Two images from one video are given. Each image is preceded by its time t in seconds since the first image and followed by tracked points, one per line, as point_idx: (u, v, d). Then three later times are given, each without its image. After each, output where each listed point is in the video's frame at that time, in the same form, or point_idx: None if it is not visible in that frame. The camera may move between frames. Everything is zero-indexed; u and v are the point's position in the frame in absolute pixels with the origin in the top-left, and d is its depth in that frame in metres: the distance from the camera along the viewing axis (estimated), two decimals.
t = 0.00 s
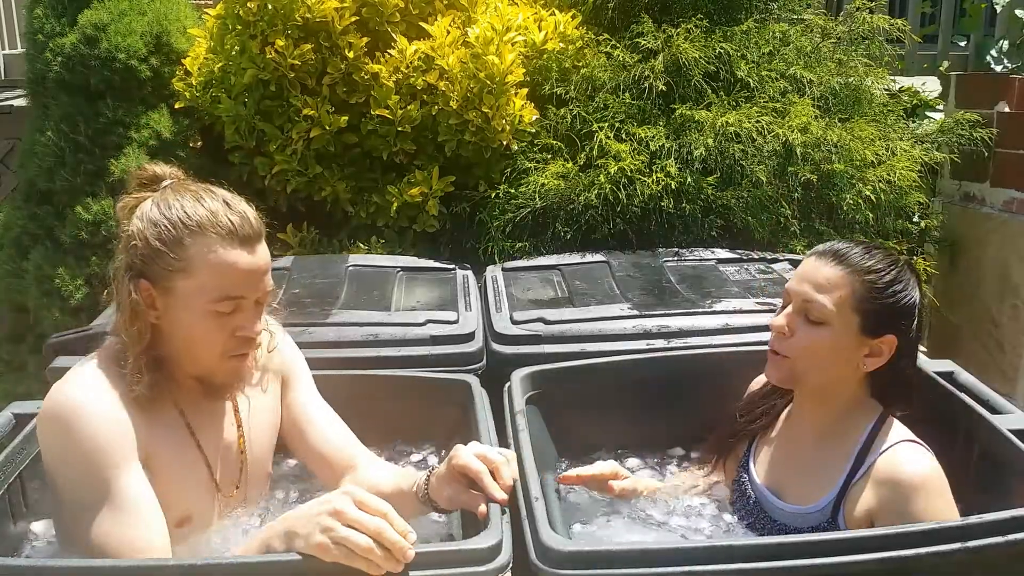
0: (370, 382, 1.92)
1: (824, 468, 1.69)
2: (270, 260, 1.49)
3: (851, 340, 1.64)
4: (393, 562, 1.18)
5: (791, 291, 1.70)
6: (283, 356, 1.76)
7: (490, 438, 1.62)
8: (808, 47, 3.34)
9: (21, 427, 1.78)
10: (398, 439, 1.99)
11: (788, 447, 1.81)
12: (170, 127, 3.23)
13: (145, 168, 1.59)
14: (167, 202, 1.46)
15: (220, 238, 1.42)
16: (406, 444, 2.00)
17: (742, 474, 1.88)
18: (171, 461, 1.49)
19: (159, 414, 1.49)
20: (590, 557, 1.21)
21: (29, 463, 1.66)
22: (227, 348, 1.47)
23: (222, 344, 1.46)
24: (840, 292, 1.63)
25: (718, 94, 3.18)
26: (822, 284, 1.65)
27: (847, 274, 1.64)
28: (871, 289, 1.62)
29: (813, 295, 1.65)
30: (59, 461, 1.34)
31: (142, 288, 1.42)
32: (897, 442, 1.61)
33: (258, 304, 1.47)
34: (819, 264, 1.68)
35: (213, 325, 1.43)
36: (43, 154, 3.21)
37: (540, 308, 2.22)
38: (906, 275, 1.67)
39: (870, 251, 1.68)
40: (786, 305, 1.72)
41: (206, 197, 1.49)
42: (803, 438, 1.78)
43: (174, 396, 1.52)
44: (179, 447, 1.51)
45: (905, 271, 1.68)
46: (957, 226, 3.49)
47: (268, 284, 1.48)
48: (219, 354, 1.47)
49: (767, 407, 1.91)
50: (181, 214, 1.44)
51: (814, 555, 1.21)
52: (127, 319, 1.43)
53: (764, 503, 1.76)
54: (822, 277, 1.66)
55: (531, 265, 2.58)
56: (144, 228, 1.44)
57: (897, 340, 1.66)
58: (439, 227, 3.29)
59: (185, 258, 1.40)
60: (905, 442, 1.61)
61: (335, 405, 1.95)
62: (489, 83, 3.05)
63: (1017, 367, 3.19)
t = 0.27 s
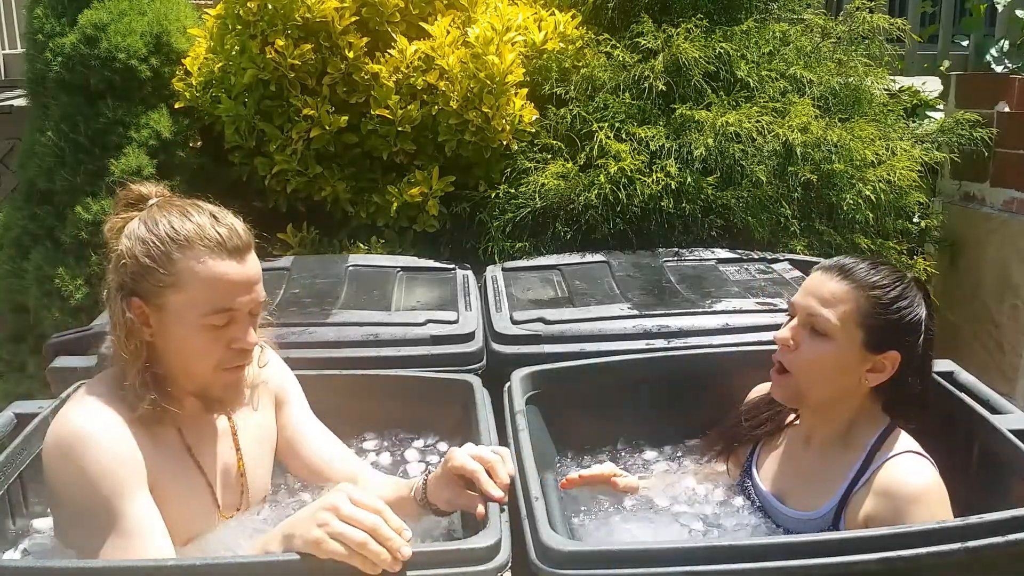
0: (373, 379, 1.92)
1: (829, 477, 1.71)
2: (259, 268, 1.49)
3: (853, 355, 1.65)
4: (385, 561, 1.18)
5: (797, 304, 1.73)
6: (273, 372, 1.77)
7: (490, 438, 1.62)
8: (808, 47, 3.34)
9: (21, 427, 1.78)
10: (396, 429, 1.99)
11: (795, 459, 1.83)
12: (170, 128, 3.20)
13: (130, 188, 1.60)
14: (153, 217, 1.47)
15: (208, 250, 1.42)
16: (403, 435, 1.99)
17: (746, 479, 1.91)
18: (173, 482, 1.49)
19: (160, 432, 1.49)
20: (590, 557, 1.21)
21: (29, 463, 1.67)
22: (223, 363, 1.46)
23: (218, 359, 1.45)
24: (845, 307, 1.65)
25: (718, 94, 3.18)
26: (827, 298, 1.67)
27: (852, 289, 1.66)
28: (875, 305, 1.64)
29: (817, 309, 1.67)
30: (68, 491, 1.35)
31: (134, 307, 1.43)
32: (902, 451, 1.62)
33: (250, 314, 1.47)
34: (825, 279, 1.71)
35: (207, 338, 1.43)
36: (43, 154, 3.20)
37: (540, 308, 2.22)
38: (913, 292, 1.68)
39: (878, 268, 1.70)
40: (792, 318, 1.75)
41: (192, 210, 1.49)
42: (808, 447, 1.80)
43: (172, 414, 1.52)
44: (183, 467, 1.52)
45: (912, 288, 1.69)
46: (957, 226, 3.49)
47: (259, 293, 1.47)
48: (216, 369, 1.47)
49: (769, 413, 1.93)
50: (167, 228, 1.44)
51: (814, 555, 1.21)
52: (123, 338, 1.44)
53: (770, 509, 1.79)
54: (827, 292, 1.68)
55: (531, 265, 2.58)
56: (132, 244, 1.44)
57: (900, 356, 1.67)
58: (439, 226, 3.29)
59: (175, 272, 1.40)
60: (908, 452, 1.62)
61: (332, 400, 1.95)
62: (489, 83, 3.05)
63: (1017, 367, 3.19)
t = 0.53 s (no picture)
0: (373, 380, 1.92)
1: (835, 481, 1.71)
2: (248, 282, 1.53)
3: (856, 368, 1.66)
4: (381, 554, 1.19)
5: (799, 318, 1.74)
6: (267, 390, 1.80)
7: (490, 438, 1.63)
8: (807, 48, 3.35)
9: (21, 427, 1.78)
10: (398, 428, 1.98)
11: (803, 465, 1.84)
12: (170, 128, 3.19)
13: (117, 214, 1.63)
14: (140, 238, 1.50)
15: (196, 266, 1.46)
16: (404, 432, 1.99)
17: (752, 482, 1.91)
18: (170, 501, 1.52)
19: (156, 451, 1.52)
20: (591, 557, 1.21)
21: (29, 463, 1.66)
22: (216, 377, 1.49)
23: (211, 373, 1.48)
24: (845, 321, 1.66)
25: (718, 95, 3.19)
26: (828, 312, 1.68)
27: (852, 303, 1.67)
28: (878, 318, 1.65)
29: (818, 324, 1.69)
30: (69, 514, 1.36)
31: (127, 329, 1.46)
32: (905, 452, 1.63)
33: (242, 328, 1.51)
34: (826, 293, 1.72)
35: (201, 354, 1.46)
36: (43, 154, 3.19)
37: (540, 308, 2.22)
38: (914, 304, 1.69)
39: (881, 281, 1.70)
40: (795, 332, 1.76)
41: (179, 230, 1.53)
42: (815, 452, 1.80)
43: (168, 434, 1.55)
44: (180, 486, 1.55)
45: (914, 300, 1.69)
46: (957, 226, 3.49)
47: (249, 306, 1.51)
48: (210, 384, 1.50)
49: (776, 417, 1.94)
50: (155, 248, 1.48)
51: (813, 555, 1.22)
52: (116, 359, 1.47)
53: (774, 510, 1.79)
54: (828, 306, 1.69)
55: (531, 265, 2.58)
56: (121, 267, 1.47)
57: (904, 368, 1.67)
58: (439, 226, 3.29)
59: (166, 290, 1.44)
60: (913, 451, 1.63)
61: (332, 399, 1.94)
62: (489, 83, 3.06)
63: (1017, 367, 3.19)
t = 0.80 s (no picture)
0: (374, 381, 1.91)
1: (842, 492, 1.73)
2: (238, 295, 1.61)
3: (863, 372, 1.68)
4: (380, 554, 1.19)
5: (806, 323, 1.77)
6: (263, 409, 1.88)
7: (490, 439, 1.63)
8: (807, 48, 3.35)
9: (21, 426, 1.78)
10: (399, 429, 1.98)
11: (804, 475, 1.85)
12: (170, 128, 3.19)
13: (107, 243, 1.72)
14: (131, 262, 1.59)
15: (187, 283, 1.55)
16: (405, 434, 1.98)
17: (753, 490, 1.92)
18: (171, 517, 1.58)
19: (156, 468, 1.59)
20: (590, 558, 1.21)
21: (27, 464, 1.66)
22: (212, 389, 1.56)
23: (207, 385, 1.55)
24: (854, 326, 1.68)
25: (718, 95, 3.19)
26: (835, 317, 1.70)
27: (861, 308, 1.69)
28: (885, 324, 1.67)
29: (826, 328, 1.71)
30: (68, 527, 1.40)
31: (124, 349, 1.54)
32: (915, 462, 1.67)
33: (236, 340, 1.58)
34: (835, 298, 1.74)
35: (196, 367, 1.53)
36: (43, 154, 3.19)
37: (540, 308, 2.22)
38: (923, 311, 1.71)
39: (888, 287, 1.73)
40: (801, 337, 1.78)
41: (168, 250, 1.62)
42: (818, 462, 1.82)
43: (167, 453, 1.62)
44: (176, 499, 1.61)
45: (922, 306, 1.72)
46: (957, 227, 3.49)
47: (241, 318, 1.59)
48: (207, 397, 1.57)
49: (783, 430, 1.96)
50: (146, 268, 1.56)
51: (814, 555, 1.22)
52: (113, 381, 1.55)
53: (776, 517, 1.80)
54: (836, 311, 1.71)
55: (532, 265, 2.58)
56: (114, 289, 1.55)
57: (910, 374, 1.69)
58: (439, 226, 3.29)
59: (159, 308, 1.52)
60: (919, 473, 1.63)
61: (332, 401, 1.95)
62: (489, 83, 3.06)
63: (1017, 367, 3.19)
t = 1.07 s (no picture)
0: (373, 380, 1.91)
1: (847, 495, 1.74)
2: (231, 306, 1.65)
3: (867, 378, 1.68)
4: (379, 555, 1.19)
5: (808, 330, 1.77)
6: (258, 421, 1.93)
7: (490, 438, 1.63)
8: (807, 48, 3.35)
9: (21, 427, 1.78)
10: (399, 417, 1.97)
11: (810, 480, 1.85)
12: (170, 128, 3.19)
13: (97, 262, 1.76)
14: (124, 277, 1.63)
15: (181, 295, 1.59)
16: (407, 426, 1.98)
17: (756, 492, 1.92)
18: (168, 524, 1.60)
19: (153, 483, 1.63)
20: (590, 558, 1.21)
21: (27, 465, 1.66)
22: (209, 399, 1.60)
23: (205, 395, 1.60)
24: (855, 333, 1.68)
25: (718, 95, 3.19)
26: (838, 324, 1.70)
27: (862, 315, 1.69)
28: (887, 329, 1.67)
29: (829, 334, 1.71)
30: (67, 543, 1.43)
31: (121, 365, 1.58)
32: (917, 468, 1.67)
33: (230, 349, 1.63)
34: (836, 305, 1.74)
35: (193, 378, 1.58)
36: (43, 154, 3.19)
37: (540, 308, 2.22)
38: (923, 314, 1.71)
39: (888, 291, 1.73)
40: (804, 343, 1.79)
41: (160, 265, 1.66)
42: (822, 467, 1.83)
43: (165, 467, 1.66)
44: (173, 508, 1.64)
45: (922, 309, 1.72)
46: (957, 227, 3.50)
47: (235, 328, 1.64)
48: (204, 407, 1.61)
49: (786, 436, 1.97)
50: (139, 283, 1.60)
51: (814, 555, 1.22)
52: (110, 396, 1.59)
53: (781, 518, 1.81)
54: (837, 318, 1.71)
55: (532, 265, 2.58)
56: (109, 306, 1.59)
57: (913, 378, 1.70)
58: (439, 226, 3.29)
59: (155, 322, 1.56)
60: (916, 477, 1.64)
61: (328, 397, 1.95)
62: (489, 84, 3.06)
63: (1017, 367, 3.18)
